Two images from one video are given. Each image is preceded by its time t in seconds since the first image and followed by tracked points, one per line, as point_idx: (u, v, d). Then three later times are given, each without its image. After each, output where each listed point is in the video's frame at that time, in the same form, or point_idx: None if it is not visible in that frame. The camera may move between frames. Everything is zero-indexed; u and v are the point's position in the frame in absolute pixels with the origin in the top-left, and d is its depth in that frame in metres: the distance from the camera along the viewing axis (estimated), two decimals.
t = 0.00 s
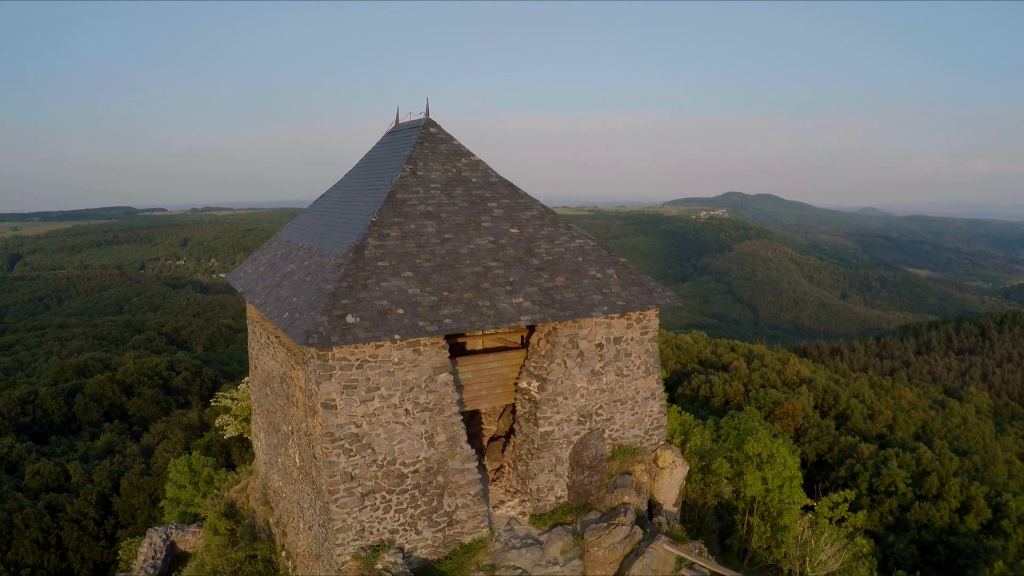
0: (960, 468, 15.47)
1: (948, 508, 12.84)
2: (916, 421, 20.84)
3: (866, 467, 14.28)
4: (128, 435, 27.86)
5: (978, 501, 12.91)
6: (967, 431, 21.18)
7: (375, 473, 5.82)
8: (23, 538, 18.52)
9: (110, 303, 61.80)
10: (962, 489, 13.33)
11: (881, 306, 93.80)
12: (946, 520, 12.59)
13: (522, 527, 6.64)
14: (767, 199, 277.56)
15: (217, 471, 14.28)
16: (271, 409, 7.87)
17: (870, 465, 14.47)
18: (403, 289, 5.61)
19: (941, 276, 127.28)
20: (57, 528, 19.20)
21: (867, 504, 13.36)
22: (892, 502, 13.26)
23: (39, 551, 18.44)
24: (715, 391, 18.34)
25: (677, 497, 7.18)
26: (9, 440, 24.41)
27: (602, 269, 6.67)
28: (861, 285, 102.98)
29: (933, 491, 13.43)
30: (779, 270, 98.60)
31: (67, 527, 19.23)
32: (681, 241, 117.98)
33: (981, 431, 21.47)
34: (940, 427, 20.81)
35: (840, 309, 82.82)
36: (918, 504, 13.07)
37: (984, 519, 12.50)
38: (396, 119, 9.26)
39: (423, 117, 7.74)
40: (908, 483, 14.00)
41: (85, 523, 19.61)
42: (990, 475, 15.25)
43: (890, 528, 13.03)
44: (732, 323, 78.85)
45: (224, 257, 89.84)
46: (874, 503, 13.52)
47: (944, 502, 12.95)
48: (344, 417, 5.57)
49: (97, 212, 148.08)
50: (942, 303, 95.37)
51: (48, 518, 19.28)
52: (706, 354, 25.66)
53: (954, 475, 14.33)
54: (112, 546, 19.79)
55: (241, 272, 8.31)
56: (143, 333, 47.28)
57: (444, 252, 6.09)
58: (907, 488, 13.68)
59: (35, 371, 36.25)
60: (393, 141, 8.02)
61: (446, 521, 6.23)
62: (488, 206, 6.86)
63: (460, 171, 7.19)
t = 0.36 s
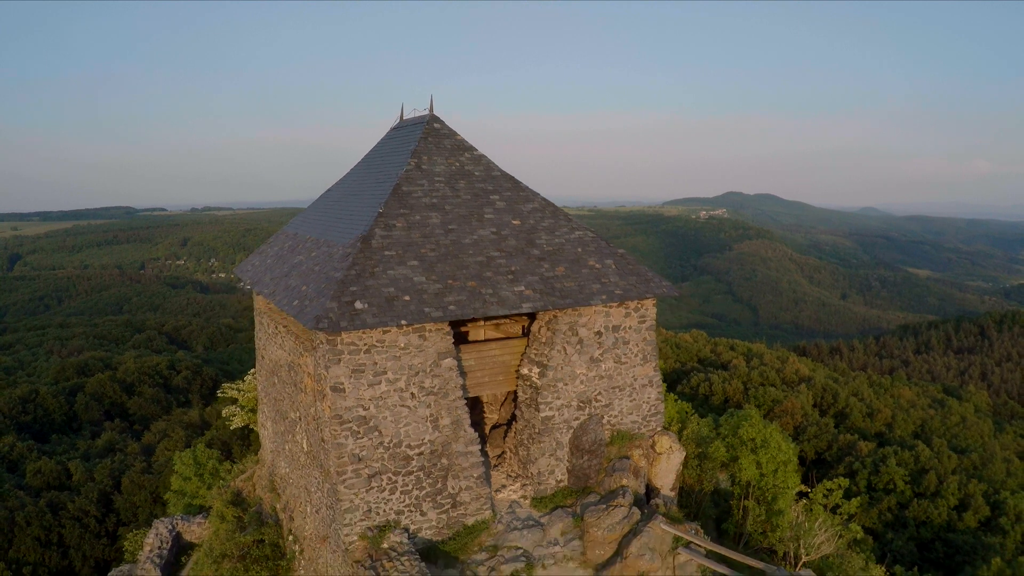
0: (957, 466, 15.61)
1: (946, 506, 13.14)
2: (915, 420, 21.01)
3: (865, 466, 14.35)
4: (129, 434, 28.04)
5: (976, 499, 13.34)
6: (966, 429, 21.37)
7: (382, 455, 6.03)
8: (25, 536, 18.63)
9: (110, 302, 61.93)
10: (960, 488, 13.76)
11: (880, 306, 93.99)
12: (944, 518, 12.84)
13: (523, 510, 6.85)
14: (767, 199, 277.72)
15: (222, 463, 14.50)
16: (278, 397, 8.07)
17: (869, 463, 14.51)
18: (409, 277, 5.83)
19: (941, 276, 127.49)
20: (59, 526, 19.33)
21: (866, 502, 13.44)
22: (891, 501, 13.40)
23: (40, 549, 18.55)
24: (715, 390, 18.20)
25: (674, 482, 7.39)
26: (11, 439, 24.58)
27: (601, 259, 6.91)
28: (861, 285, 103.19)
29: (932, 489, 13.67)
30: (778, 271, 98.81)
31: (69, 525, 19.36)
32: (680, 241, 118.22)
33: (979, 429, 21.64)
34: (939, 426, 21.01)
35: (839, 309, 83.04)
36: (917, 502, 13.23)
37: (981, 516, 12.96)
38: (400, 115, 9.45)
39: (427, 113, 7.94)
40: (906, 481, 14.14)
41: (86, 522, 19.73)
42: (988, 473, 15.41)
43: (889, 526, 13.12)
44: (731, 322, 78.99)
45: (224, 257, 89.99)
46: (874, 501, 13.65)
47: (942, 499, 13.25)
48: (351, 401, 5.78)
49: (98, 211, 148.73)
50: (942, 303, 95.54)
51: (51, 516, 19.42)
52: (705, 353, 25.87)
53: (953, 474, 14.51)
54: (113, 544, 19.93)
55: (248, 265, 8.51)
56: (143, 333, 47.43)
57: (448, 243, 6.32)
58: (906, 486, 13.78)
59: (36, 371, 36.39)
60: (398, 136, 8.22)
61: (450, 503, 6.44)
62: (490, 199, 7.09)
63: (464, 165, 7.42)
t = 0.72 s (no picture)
0: (957, 464, 15.75)
1: (946, 503, 13.11)
2: (914, 418, 21.18)
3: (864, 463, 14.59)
4: (130, 433, 28.24)
5: (974, 496, 13.29)
6: (965, 427, 21.55)
7: (388, 438, 6.24)
8: (27, 534, 18.74)
9: (111, 302, 62.13)
10: (958, 486, 13.74)
11: (880, 306, 94.10)
12: (943, 514, 12.81)
13: (525, 493, 7.07)
14: (767, 199, 277.76)
15: (226, 456, 14.75)
16: (286, 385, 8.28)
17: (868, 461, 14.74)
18: (415, 265, 6.05)
19: (941, 276, 127.63)
20: (61, 524, 19.44)
21: (865, 500, 13.67)
22: (890, 498, 13.54)
23: (43, 545, 18.67)
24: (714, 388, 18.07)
25: (671, 467, 7.58)
26: (13, 437, 24.74)
27: (600, 250, 7.14)
28: (861, 285, 103.34)
29: (931, 486, 13.73)
30: (778, 270, 98.94)
31: (70, 523, 19.48)
32: (680, 240, 118.36)
33: (978, 428, 21.80)
34: (938, 424, 21.14)
35: (839, 309, 83.18)
36: (915, 498, 13.34)
37: (980, 514, 12.80)
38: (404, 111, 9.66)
39: (431, 108, 8.14)
40: (906, 479, 14.31)
41: (88, 519, 19.85)
42: (986, 471, 15.53)
43: (888, 523, 13.28)
44: (731, 322, 79.11)
45: (225, 257, 90.12)
46: (873, 499, 13.81)
47: (942, 497, 13.21)
48: (359, 384, 5.99)
49: (99, 211, 148.94)
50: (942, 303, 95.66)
51: (52, 514, 19.53)
52: (705, 351, 26.05)
53: (952, 471, 14.65)
54: (114, 541, 20.06)
55: (256, 257, 8.72)
56: (145, 332, 47.60)
57: (452, 233, 6.54)
58: (905, 484, 13.92)
59: (37, 370, 36.54)
60: (403, 131, 8.42)
61: (453, 485, 6.64)
62: (492, 192, 7.32)
63: (467, 160, 7.65)
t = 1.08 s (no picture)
0: (956, 462, 15.91)
1: (944, 500, 13.33)
2: (914, 416, 21.35)
3: (862, 461, 14.74)
4: (131, 431, 28.44)
5: (974, 494, 13.59)
6: (964, 426, 21.72)
7: (393, 421, 6.46)
8: (28, 532, 18.86)
9: (111, 302, 62.32)
10: (958, 483, 14.05)
11: (880, 305, 94.28)
12: (941, 511, 13.06)
13: (525, 477, 7.28)
14: (767, 199, 277.88)
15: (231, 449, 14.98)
16: (292, 374, 8.49)
17: (867, 459, 14.82)
18: (420, 254, 6.27)
19: (941, 275, 127.83)
20: (63, 521, 19.59)
21: (864, 497, 13.60)
22: (888, 495, 13.61)
23: (44, 543, 18.79)
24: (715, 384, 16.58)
25: (668, 453, 7.77)
26: (14, 437, 24.99)
27: (598, 241, 7.35)
28: (861, 285, 103.54)
29: (931, 484, 14.00)
30: (778, 270, 99.10)
31: (72, 520, 19.55)
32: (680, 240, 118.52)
33: (976, 426, 21.97)
34: (937, 422, 21.29)
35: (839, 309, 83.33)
36: (914, 496, 13.51)
37: (978, 511, 13.11)
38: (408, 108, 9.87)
39: (434, 104, 8.36)
40: (904, 476, 14.45)
41: (90, 517, 19.99)
42: (984, 468, 15.71)
43: (886, 520, 13.27)
44: (730, 321, 79.29)
45: (225, 257, 90.27)
46: (871, 496, 13.85)
47: (940, 494, 13.43)
48: (366, 368, 6.21)
49: (99, 212, 149.12)
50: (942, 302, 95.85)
51: (53, 512, 19.65)
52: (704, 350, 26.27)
53: (950, 469, 14.93)
54: (115, 538, 20.02)
55: (263, 250, 8.95)
56: (145, 332, 47.77)
57: (455, 223, 6.77)
58: (904, 481, 14.11)
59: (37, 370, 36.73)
60: (407, 126, 8.64)
61: (456, 469, 6.86)
62: (494, 185, 7.54)
63: (469, 154, 7.87)
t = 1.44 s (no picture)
0: (954, 459, 16.11)
1: (942, 498, 13.55)
2: (912, 414, 21.55)
3: (861, 459, 14.95)
4: (132, 430, 28.60)
5: (971, 491, 13.81)
6: (962, 424, 21.92)
7: (398, 407, 6.68)
8: (30, 529, 19.01)
9: (111, 302, 62.46)
10: (955, 480, 14.29)
11: (880, 305, 94.53)
12: (938, 509, 13.29)
13: (526, 463, 7.50)
14: (767, 198, 278.04)
15: (235, 442, 15.21)
16: (298, 364, 8.69)
17: (865, 457, 15.05)
18: (424, 245, 6.48)
19: (941, 275, 128.05)
20: (65, 518, 19.75)
21: (863, 494, 13.89)
22: (887, 493, 13.88)
23: (46, 541, 18.94)
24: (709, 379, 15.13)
25: (665, 440, 7.99)
26: (14, 435, 25.19)
27: (596, 233, 7.58)
28: (860, 284, 103.80)
29: (928, 481, 14.21)
30: (778, 270, 99.31)
31: (73, 518, 19.67)
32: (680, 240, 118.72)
33: (973, 424, 22.19)
34: (935, 421, 21.49)
35: (838, 308, 83.58)
36: (912, 493, 13.72)
37: (976, 508, 13.34)
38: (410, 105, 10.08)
39: (436, 101, 8.58)
40: (902, 473, 14.66)
41: (91, 514, 20.13)
42: (981, 466, 15.90)
43: (885, 517, 13.59)
44: (730, 321, 79.52)
45: (226, 257, 90.43)
46: (870, 493, 14.16)
47: (938, 492, 13.65)
48: (372, 355, 6.43)
49: (99, 211, 149.30)
50: (942, 302, 96.09)
51: (55, 510, 19.79)
52: (703, 349, 26.50)
53: (948, 467, 15.16)
54: (116, 536, 20.12)
55: (269, 244, 9.18)
56: (146, 331, 47.95)
57: (458, 216, 7.01)
58: (902, 479, 14.35)
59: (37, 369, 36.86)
60: (409, 123, 8.85)
61: (459, 454, 7.08)
62: (496, 180, 7.77)
63: (471, 149, 8.11)
